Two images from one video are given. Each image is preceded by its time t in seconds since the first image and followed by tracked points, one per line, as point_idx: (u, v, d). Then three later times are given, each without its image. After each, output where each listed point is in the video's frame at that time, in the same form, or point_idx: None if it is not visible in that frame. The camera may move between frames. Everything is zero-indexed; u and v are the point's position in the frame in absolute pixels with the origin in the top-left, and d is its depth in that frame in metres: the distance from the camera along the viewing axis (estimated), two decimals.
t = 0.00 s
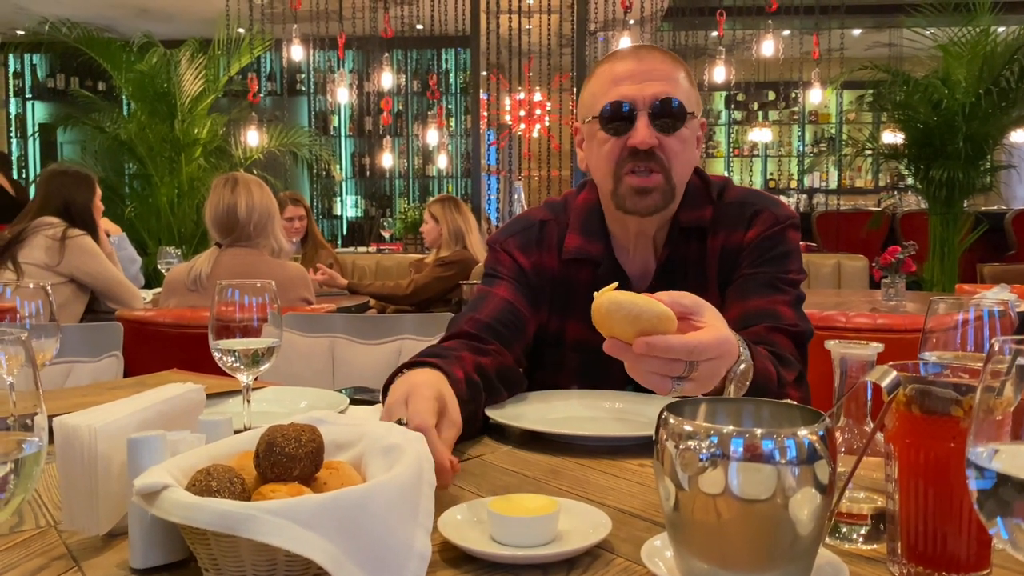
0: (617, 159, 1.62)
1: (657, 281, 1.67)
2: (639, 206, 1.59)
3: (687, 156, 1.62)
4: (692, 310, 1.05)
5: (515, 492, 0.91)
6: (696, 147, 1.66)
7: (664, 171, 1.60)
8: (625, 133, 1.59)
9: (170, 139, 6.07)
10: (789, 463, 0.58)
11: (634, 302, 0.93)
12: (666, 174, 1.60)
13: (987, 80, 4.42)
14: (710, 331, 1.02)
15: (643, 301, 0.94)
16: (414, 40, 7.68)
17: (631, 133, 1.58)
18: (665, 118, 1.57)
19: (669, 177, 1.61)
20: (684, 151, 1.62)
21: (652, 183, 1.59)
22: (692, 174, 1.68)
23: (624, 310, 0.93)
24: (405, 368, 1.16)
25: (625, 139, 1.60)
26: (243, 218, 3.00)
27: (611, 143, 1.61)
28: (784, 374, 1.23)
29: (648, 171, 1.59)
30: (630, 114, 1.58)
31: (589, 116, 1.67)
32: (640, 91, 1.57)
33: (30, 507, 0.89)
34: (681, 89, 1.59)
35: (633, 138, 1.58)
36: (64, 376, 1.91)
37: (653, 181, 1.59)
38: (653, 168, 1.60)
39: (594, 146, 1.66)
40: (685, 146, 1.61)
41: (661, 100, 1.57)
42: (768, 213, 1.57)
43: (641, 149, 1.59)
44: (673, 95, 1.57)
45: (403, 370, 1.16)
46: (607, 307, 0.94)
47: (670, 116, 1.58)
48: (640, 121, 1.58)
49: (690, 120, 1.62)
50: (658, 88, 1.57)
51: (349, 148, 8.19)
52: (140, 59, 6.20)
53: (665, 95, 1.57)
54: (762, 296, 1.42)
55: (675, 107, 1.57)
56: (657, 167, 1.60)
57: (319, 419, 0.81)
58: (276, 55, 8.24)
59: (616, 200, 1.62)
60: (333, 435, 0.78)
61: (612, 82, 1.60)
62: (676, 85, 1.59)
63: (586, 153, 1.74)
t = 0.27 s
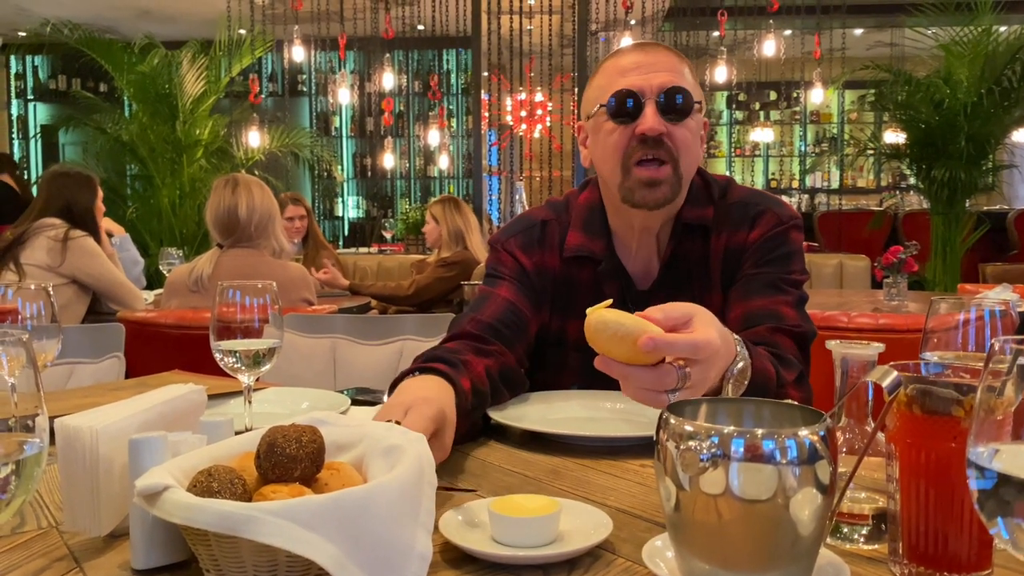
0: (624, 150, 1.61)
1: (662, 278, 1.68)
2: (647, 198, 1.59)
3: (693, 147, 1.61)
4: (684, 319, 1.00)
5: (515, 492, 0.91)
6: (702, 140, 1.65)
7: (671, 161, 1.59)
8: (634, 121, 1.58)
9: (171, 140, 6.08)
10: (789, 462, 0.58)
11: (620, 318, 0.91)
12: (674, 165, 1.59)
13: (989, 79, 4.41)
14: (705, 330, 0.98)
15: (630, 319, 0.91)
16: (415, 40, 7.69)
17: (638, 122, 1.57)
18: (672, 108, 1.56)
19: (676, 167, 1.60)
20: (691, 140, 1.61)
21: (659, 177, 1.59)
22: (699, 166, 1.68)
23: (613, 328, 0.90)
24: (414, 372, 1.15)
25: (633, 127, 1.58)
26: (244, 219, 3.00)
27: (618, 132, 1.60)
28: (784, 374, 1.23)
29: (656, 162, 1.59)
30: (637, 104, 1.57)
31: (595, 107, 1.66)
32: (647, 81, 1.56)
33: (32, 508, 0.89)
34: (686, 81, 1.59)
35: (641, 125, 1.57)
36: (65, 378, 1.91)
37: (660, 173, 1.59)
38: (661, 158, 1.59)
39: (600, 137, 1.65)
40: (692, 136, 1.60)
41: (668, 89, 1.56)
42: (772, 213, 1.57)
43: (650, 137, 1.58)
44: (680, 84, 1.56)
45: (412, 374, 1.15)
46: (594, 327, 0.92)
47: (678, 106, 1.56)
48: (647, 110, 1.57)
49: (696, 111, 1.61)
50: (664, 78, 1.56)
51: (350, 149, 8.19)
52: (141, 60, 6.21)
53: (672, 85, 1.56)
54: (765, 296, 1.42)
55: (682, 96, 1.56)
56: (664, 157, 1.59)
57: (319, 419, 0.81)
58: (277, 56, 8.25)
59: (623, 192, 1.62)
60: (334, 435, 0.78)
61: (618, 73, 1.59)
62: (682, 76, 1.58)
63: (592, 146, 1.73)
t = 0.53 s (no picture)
0: (622, 152, 1.61)
1: (662, 278, 1.68)
2: (645, 197, 1.60)
3: (691, 149, 1.61)
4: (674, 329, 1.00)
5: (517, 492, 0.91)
6: (699, 141, 1.65)
7: (669, 163, 1.59)
8: (631, 124, 1.58)
9: (173, 141, 6.10)
10: (792, 462, 0.58)
11: (611, 333, 0.90)
12: (672, 166, 1.59)
13: (991, 78, 4.41)
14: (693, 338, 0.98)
15: (620, 335, 0.90)
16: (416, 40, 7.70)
17: (636, 124, 1.57)
18: (669, 109, 1.55)
19: (674, 168, 1.60)
20: (689, 141, 1.61)
21: (657, 178, 1.59)
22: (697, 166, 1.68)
23: (603, 343, 0.90)
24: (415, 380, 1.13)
25: (630, 130, 1.58)
26: (246, 220, 3.01)
27: (616, 134, 1.60)
28: (785, 375, 1.23)
29: (654, 164, 1.58)
30: (634, 106, 1.57)
31: (593, 110, 1.66)
32: (644, 83, 1.56)
33: (37, 508, 0.89)
34: (684, 82, 1.59)
35: (639, 128, 1.57)
36: (68, 379, 1.92)
37: (658, 174, 1.59)
38: (659, 160, 1.58)
39: (598, 139, 1.65)
40: (690, 138, 1.60)
41: (665, 91, 1.56)
42: (771, 214, 1.57)
43: (647, 140, 1.58)
44: (677, 86, 1.56)
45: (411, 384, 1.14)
46: (587, 342, 0.92)
47: (676, 107, 1.56)
48: (644, 112, 1.57)
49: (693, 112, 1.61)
50: (662, 80, 1.56)
51: (352, 149, 8.20)
52: (143, 61, 6.22)
53: (669, 87, 1.56)
54: (766, 296, 1.42)
55: (680, 98, 1.56)
56: (662, 159, 1.59)
57: (322, 420, 0.81)
58: (278, 56, 8.27)
59: (620, 193, 1.62)
60: (337, 436, 0.79)
61: (616, 75, 1.59)
62: (679, 78, 1.58)
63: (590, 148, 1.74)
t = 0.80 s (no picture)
0: (619, 152, 1.61)
1: (660, 276, 1.69)
2: (644, 196, 1.59)
3: (688, 149, 1.61)
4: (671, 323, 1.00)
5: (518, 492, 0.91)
6: (695, 140, 1.65)
7: (667, 163, 1.59)
8: (628, 125, 1.57)
9: (174, 142, 6.10)
10: (793, 462, 0.58)
11: (610, 330, 0.93)
12: (670, 165, 1.59)
13: (992, 77, 4.40)
14: (689, 339, 0.98)
15: (614, 330, 0.92)
16: (417, 40, 7.71)
17: (633, 126, 1.56)
18: (666, 108, 1.54)
19: (673, 168, 1.60)
20: (686, 141, 1.60)
21: (655, 177, 1.59)
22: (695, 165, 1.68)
23: (598, 338, 0.92)
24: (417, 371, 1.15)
25: (628, 131, 1.58)
26: (247, 220, 3.00)
27: (613, 136, 1.60)
28: (786, 373, 1.23)
29: (652, 164, 1.58)
30: (632, 106, 1.56)
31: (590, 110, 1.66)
32: (641, 84, 1.56)
33: (39, 509, 0.89)
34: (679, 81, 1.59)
35: (636, 130, 1.57)
36: (70, 379, 1.92)
37: (656, 174, 1.59)
38: (657, 160, 1.58)
39: (596, 140, 1.65)
40: (686, 137, 1.60)
41: (662, 91, 1.55)
42: (771, 212, 1.57)
43: (644, 141, 1.58)
44: (673, 86, 1.56)
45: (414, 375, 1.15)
46: (584, 336, 0.95)
47: (673, 108, 1.55)
48: (641, 113, 1.56)
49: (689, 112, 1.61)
50: (658, 80, 1.56)
51: (353, 150, 8.21)
52: (144, 62, 6.22)
53: (665, 88, 1.56)
54: (766, 294, 1.42)
55: (677, 98, 1.55)
56: (661, 158, 1.58)
57: (323, 420, 0.81)
58: (279, 57, 8.28)
59: (619, 192, 1.62)
60: (338, 436, 0.79)
61: (612, 76, 1.59)
62: (675, 78, 1.58)
63: (587, 147, 1.73)
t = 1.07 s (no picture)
0: (628, 144, 1.62)
1: (663, 271, 1.68)
2: (650, 186, 1.59)
3: (696, 142, 1.62)
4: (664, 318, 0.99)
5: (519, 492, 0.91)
6: (704, 134, 1.66)
7: (676, 155, 1.60)
8: (638, 118, 1.59)
9: (175, 142, 6.11)
10: (794, 462, 0.57)
11: (613, 322, 0.89)
12: (678, 157, 1.60)
13: (994, 76, 4.39)
14: (686, 328, 0.98)
15: (620, 323, 0.89)
16: (418, 40, 7.72)
17: (642, 119, 1.58)
18: (676, 101, 1.56)
19: (681, 161, 1.60)
20: (695, 135, 1.61)
21: (664, 168, 1.59)
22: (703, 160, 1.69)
23: (603, 331, 0.89)
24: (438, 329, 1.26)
25: (637, 124, 1.60)
26: (249, 220, 3.00)
27: (623, 128, 1.61)
28: (786, 369, 1.23)
29: (660, 155, 1.59)
30: (641, 99, 1.58)
31: (601, 103, 1.68)
32: (651, 78, 1.57)
33: (39, 509, 0.89)
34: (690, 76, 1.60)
35: (645, 123, 1.58)
36: (71, 379, 1.92)
37: (664, 166, 1.59)
38: (665, 152, 1.59)
39: (606, 132, 1.67)
40: (695, 132, 1.61)
41: (672, 85, 1.57)
42: (778, 211, 1.57)
43: (653, 134, 1.59)
44: (683, 81, 1.58)
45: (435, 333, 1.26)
46: (589, 328, 0.91)
47: (683, 102, 1.57)
48: (651, 106, 1.58)
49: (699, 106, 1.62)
50: (668, 75, 1.57)
51: (354, 150, 8.21)
52: (145, 62, 6.23)
53: (675, 82, 1.57)
54: (772, 293, 1.42)
55: (686, 93, 1.57)
56: (669, 151, 1.59)
57: (324, 420, 0.81)
58: (280, 57, 8.29)
59: (628, 183, 1.62)
60: (339, 436, 0.79)
61: (624, 69, 1.61)
62: (685, 72, 1.59)
63: (598, 140, 1.76)
